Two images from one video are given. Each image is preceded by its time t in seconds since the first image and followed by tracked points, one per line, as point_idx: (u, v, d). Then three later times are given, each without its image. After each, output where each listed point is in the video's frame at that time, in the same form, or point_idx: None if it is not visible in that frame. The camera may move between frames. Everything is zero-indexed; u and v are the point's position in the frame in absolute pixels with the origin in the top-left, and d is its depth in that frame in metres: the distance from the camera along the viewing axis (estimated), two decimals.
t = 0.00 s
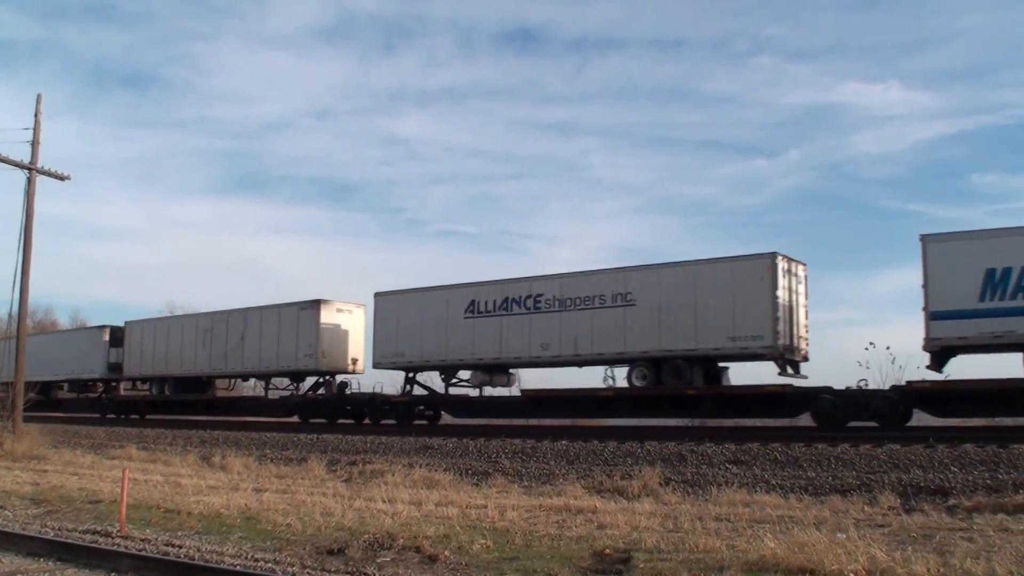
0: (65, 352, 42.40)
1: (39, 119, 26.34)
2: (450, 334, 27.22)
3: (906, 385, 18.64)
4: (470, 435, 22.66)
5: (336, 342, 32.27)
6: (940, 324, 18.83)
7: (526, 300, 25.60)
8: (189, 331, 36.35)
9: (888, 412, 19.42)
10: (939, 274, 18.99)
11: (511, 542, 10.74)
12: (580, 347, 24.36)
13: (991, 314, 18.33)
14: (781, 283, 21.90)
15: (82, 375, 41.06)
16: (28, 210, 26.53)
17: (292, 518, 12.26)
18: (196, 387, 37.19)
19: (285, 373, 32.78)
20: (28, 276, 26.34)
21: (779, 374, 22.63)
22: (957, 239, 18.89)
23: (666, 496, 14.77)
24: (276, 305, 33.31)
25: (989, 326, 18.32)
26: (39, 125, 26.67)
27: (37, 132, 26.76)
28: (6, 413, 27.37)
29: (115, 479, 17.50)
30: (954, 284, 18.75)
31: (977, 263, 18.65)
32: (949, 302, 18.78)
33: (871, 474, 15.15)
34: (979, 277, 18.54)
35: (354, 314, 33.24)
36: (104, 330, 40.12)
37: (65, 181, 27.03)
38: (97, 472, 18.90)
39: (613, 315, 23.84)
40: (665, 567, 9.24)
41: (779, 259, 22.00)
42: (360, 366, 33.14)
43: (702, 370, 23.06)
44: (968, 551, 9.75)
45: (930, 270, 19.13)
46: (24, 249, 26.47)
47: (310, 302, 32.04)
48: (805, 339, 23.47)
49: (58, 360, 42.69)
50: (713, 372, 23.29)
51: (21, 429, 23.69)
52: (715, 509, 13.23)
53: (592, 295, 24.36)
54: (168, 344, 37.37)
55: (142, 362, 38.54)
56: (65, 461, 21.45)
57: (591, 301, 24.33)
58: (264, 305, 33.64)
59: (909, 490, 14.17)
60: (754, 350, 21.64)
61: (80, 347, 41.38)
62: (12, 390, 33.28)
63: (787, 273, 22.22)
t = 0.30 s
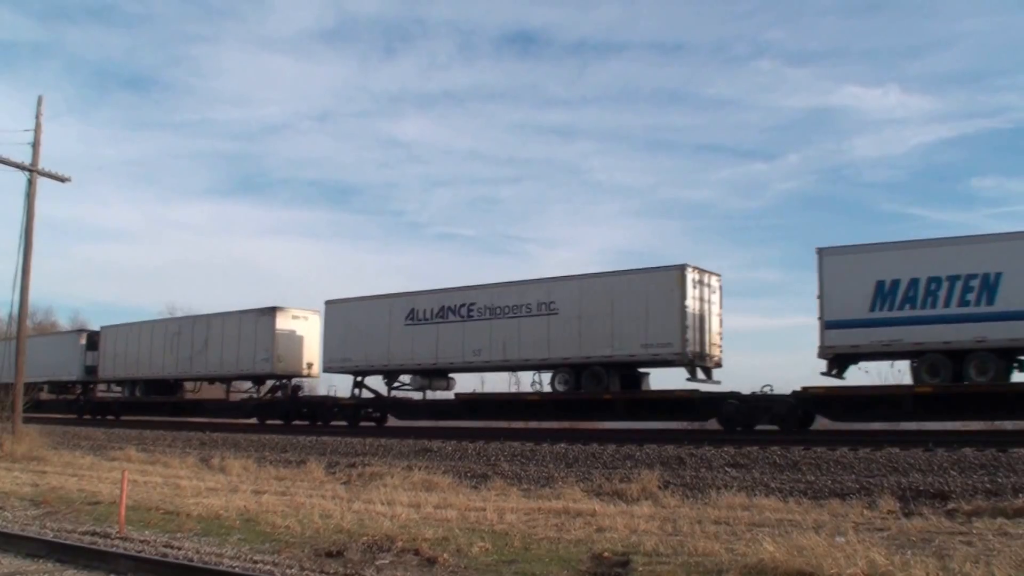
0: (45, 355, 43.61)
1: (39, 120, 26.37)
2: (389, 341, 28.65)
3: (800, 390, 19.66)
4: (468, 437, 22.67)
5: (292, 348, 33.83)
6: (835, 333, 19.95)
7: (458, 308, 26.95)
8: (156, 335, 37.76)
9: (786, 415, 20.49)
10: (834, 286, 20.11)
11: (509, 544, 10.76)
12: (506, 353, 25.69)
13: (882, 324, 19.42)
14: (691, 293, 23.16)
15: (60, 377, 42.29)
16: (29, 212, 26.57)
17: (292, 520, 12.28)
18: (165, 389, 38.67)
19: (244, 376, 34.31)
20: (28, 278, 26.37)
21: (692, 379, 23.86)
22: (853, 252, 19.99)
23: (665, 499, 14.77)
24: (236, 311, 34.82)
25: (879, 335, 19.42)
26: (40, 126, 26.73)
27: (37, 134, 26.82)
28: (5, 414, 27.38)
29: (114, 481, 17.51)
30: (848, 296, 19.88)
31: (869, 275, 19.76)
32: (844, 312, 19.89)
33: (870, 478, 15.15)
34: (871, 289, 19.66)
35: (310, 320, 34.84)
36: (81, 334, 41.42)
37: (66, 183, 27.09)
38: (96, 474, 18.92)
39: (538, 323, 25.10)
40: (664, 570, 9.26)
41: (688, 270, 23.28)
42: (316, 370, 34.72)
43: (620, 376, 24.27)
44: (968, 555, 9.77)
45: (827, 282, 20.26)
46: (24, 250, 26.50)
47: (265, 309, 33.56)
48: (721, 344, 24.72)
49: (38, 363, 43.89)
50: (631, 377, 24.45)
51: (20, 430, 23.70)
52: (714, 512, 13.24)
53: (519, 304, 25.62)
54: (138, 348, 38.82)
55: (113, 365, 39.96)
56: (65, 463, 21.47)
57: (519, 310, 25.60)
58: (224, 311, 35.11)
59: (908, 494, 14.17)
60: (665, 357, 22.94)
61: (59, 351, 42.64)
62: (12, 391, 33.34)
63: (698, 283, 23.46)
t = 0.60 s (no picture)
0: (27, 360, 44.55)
1: (41, 123, 26.44)
2: (340, 347, 30.72)
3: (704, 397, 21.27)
4: (467, 441, 22.69)
5: (254, 353, 35.25)
6: (736, 341, 21.65)
7: (403, 317, 29.09)
8: (127, 341, 39.22)
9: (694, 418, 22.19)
10: (737, 297, 21.83)
11: (509, 548, 10.78)
12: (445, 359, 27.77)
13: (778, 333, 21.04)
14: (610, 304, 25.41)
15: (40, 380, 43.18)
16: (30, 215, 26.64)
17: (292, 523, 12.30)
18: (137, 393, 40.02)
19: (208, 381, 35.73)
20: (29, 281, 26.42)
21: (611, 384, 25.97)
22: (755, 265, 21.69)
23: (664, 503, 14.77)
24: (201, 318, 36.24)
25: (778, 343, 21.04)
26: (41, 130, 26.81)
27: (39, 138, 26.90)
28: (6, 416, 27.44)
29: (115, 484, 17.56)
30: (749, 305, 21.57)
31: (769, 288, 21.42)
32: (746, 321, 21.56)
33: (870, 482, 15.15)
34: (770, 299, 21.31)
35: (271, 327, 36.30)
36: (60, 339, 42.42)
37: (66, 186, 27.19)
38: (96, 476, 18.97)
39: (474, 331, 27.19)
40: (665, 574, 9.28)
41: (608, 283, 25.50)
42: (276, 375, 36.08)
43: (546, 382, 26.38)
44: (967, 560, 9.76)
45: (731, 292, 21.98)
46: (25, 254, 26.56)
47: (228, 316, 34.99)
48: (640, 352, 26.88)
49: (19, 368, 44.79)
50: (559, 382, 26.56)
51: (20, 433, 23.74)
52: (714, 517, 13.23)
53: (456, 313, 27.69)
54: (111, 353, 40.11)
55: (88, 370, 41.18)
56: (65, 465, 21.52)
57: (456, 319, 27.67)
58: (191, 318, 36.52)
59: (908, 499, 14.16)
60: (585, 363, 25.04)
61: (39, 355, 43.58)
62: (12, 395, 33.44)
63: (618, 295, 25.72)
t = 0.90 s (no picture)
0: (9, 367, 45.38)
1: (44, 128, 26.57)
2: (294, 354, 31.83)
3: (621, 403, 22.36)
4: (467, 446, 22.69)
5: (219, 359, 36.26)
6: (650, 350, 22.87)
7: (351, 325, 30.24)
8: (102, 349, 40.30)
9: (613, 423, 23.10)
10: (650, 309, 23.09)
11: (508, 553, 10.79)
12: (388, 366, 28.89)
13: (687, 344, 22.30)
14: (538, 314, 26.41)
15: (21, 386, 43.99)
16: (33, 220, 26.72)
17: (292, 528, 12.30)
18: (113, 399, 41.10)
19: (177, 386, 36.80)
20: (32, 284, 26.48)
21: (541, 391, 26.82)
22: (667, 278, 22.97)
23: (664, 508, 14.77)
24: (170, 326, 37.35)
25: (689, 352, 22.25)
26: (43, 135, 26.92)
27: (42, 142, 27.01)
28: (7, 420, 27.49)
29: (115, 488, 17.57)
30: (661, 317, 22.84)
31: (682, 300, 22.64)
32: (659, 332, 22.80)
33: (870, 487, 15.14)
34: (680, 312, 22.54)
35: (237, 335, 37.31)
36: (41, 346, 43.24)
37: (69, 191, 27.31)
38: (96, 481, 18.98)
39: (416, 340, 28.25)
40: None
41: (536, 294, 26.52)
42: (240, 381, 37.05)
43: (482, 388, 27.39)
44: (968, 565, 9.76)
45: (645, 304, 23.21)
46: (28, 258, 26.62)
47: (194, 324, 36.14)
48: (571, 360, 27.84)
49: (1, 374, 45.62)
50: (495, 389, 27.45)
51: (21, 437, 23.76)
52: (714, 522, 13.23)
53: (401, 322, 28.78)
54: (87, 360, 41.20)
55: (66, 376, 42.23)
56: (66, 470, 21.54)
57: (401, 328, 28.76)
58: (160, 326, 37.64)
59: (909, 504, 14.15)
60: (514, 370, 26.02)
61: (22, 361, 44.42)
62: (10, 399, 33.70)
63: (546, 305, 26.68)
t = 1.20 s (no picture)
0: None
1: (45, 134, 26.66)
2: (253, 362, 33.68)
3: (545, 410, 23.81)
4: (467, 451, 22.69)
5: (188, 367, 37.34)
6: (571, 359, 24.20)
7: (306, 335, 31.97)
8: (79, 356, 41.38)
9: (538, 427, 24.65)
10: (573, 320, 24.45)
11: (509, 559, 10.78)
12: (338, 373, 30.49)
13: (604, 353, 23.59)
14: (473, 325, 28.12)
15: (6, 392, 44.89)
16: (33, 225, 26.78)
17: (292, 533, 12.31)
18: (90, 404, 42.25)
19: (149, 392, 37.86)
20: (33, 289, 26.53)
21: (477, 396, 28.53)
22: (587, 290, 24.31)
23: (665, 513, 14.77)
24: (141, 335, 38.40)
25: (607, 360, 23.50)
26: (44, 140, 27.00)
27: (43, 147, 27.09)
28: (7, 425, 27.51)
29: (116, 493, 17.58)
30: (582, 328, 24.18)
31: (600, 312, 23.95)
32: (580, 342, 24.14)
33: (871, 493, 15.13)
34: (599, 322, 23.85)
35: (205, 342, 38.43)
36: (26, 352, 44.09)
37: (70, 196, 27.38)
38: (97, 485, 19.00)
39: (363, 348, 29.85)
40: None
41: (471, 306, 28.19)
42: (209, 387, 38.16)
43: (422, 394, 29.01)
44: (969, 570, 9.77)
45: (569, 316, 24.60)
46: (28, 262, 26.67)
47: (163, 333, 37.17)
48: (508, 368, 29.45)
49: None
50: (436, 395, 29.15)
51: (22, 441, 23.78)
52: (715, 527, 13.22)
53: (349, 331, 30.39)
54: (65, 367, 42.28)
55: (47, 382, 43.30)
56: (66, 474, 21.55)
57: (350, 336, 30.35)
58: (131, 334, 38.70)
59: (909, 509, 14.15)
60: (451, 378, 27.68)
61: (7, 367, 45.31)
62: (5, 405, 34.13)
63: (481, 316, 28.35)
